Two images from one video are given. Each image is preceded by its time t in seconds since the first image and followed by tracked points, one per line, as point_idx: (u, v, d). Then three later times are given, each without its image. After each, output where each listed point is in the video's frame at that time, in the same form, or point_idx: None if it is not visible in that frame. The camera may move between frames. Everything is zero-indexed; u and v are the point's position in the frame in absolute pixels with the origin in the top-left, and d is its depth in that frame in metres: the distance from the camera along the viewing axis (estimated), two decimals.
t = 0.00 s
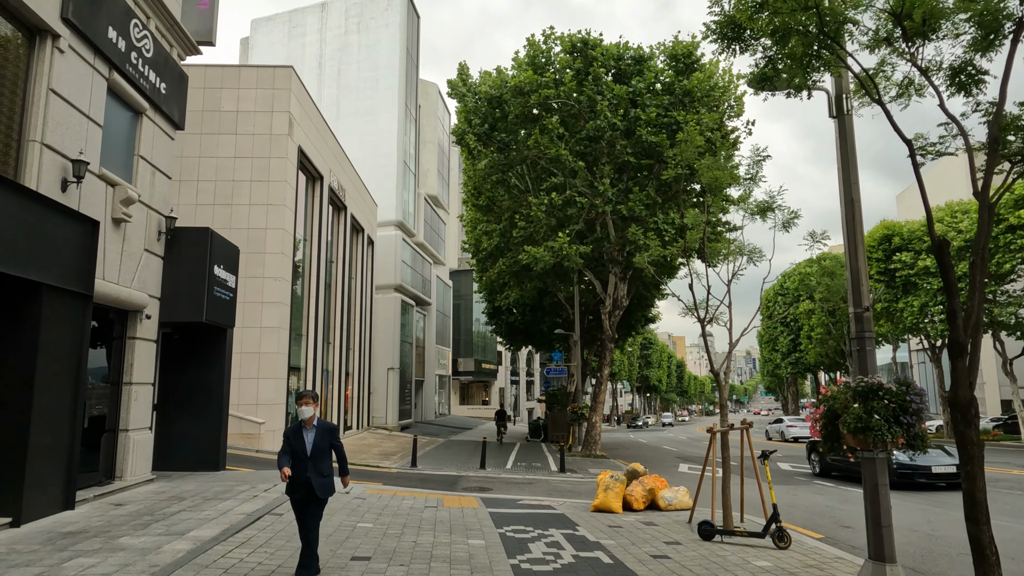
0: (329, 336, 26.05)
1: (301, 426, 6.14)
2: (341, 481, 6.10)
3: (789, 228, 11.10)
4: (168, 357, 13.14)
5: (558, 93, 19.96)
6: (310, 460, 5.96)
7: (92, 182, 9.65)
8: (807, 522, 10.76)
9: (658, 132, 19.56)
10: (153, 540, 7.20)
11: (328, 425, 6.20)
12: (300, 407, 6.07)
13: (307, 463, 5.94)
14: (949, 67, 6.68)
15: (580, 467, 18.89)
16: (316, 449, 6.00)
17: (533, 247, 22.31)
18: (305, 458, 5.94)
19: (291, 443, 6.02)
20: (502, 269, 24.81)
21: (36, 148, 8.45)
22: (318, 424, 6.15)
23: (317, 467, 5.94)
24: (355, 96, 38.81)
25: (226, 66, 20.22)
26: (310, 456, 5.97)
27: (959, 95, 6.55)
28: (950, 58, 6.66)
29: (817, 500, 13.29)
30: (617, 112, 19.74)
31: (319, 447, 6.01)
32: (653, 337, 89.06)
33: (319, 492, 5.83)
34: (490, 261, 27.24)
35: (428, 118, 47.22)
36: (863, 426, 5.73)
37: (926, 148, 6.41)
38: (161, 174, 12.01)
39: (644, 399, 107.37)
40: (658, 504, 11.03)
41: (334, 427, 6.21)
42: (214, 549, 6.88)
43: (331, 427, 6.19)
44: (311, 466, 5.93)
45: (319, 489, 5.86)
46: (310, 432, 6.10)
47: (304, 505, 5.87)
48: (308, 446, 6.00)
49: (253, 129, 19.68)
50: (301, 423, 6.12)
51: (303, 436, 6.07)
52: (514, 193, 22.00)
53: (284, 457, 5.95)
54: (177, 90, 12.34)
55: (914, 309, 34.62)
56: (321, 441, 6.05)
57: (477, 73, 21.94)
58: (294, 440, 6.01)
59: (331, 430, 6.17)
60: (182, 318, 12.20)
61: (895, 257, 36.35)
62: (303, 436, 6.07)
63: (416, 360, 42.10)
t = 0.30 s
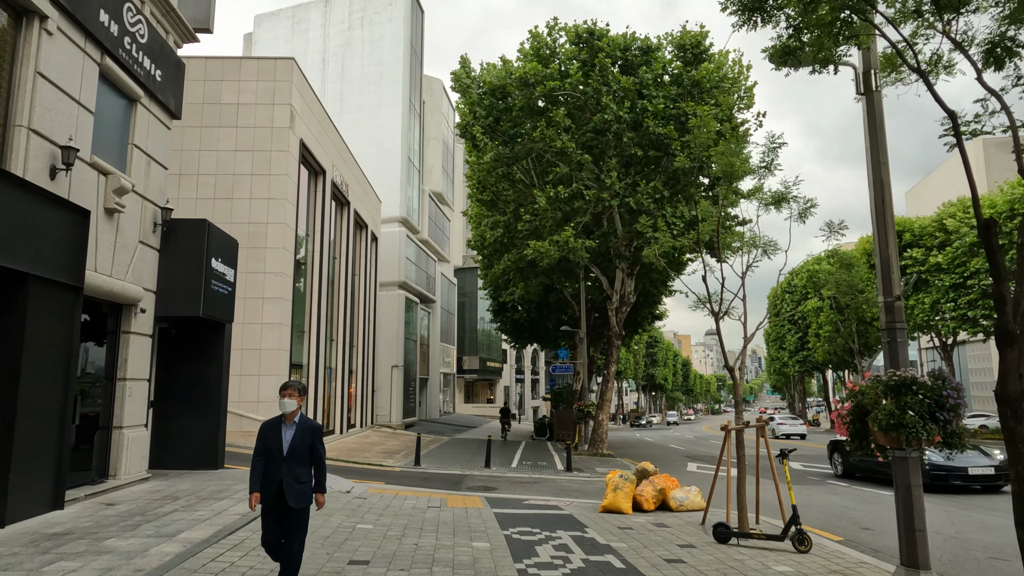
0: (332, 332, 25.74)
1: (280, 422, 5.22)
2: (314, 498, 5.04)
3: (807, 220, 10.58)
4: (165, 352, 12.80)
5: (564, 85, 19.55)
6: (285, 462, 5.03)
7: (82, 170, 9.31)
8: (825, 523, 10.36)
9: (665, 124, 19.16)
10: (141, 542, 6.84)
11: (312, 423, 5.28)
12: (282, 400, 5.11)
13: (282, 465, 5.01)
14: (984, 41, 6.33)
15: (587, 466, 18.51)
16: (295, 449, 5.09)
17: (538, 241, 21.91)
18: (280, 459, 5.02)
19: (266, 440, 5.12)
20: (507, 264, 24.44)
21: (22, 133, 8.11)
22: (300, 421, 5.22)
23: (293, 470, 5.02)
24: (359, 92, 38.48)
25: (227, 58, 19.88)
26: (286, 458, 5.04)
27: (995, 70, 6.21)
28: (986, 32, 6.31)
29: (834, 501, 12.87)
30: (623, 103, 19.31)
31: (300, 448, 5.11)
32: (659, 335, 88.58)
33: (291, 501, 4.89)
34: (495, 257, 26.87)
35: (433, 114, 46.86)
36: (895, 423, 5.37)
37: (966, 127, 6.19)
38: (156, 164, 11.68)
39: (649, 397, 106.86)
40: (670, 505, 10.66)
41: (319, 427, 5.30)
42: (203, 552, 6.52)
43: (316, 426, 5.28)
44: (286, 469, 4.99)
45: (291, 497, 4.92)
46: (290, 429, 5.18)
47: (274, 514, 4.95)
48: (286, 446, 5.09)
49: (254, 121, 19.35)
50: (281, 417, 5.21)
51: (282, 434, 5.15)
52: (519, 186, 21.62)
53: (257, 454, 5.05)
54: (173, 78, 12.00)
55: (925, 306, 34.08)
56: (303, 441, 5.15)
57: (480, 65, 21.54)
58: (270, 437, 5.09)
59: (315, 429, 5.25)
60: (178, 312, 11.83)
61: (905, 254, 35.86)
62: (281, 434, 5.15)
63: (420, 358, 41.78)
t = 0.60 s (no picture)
0: (336, 332, 25.41)
1: (251, 434, 4.82)
2: (255, 501, 4.37)
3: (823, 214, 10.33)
4: (163, 352, 12.48)
5: (571, 79, 19.16)
6: (256, 480, 4.61)
7: (73, 163, 8.98)
8: (846, 531, 9.95)
9: (674, 119, 18.74)
10: (129, 552, 6.49)
11: (288, 435, 4.83)
12: (251, 409, 4.69)
13: (251, 483, 4.60)
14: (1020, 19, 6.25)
15: (595, 469, 18.12)
16: (264, 464, 4.64)
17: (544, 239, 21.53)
18: (248, 477, 4.61)
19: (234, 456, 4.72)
20: (513, 263, 24.08)
21: (10, 124, 7.77)
22: (272, 433, 4.78)
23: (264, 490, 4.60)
24: (363, 89, 38.17)
25: (228, 53, 19.56)
26: (256, 477, 4.62)
27: None
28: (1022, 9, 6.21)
29: (853, 506, 12.44)
30: (631, 98, 18.92)
31: (270, 462, 4.66)
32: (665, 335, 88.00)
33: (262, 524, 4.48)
34: (501, 256, 26.49)
35: (438, 112, 46.52)
36: (936, 427, 5.02)
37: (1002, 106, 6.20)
38: (153, 159, 11.35)
39: (655, 397, 106.32)
40: (683, 510, 10.30)
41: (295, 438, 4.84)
42: (194, 564, 6.16)
43: (292, 438, 4.83)
44: (254, 488, 4.59)
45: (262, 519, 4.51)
46: (262, 442, 4.77)
47: (240, 537, 4.50)
48: (253, 463, 4.67)
49: (255, 117, 19.04)
50: (251, 429, 4.80)
51: (252, 450, 4.74)
52: (525, 183, 21.24)
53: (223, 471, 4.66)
54: (171, 71, 11.69)
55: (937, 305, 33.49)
56: (273, 453, 4.69)
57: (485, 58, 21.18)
58: (238, 454, 4.68)
59: (290, 440, 4.81)
60: (174, 312, 11.45)
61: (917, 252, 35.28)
62: (252, 449, 4.74)
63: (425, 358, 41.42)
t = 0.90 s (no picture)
0: (340, 329, 25.08)
1: (207, 432, 4.05)
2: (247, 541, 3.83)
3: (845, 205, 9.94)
4: (162, 349, 12.15)
5: (579, 71, 18.77)
6: (216, 489, 3.90)
7: (66, 151, 8.63)
8: (869, 535, 9.56)
9: (685, 111, 18.33)
10: (120, 558, 6.14)
11: (253, 428, 4.09)
12: (205, 406, 3.88)
13: (210, 494, 3.90)
14: None
15: (604, 469, 17.74)
16: (227, 470, 3.94)
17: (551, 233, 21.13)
18: (208, 485, 3.90)
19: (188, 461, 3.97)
20: (520, 259, 23.70)
21: None
22: (233, 430, 4.04)
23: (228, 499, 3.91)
24: (367, 85, 37.83)
25: (230, 45, 19.21)
26: (216, 485, 3.91)
27: None
28: None
29: (872, 509, 12.02)
30: (641, 89, 18.53)
31: (236, 464, 3.97)
32: (671, 334, 87.52)
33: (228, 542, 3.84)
34: (507, 252, 26.14)
35: (443, 108, 46.15)
36: (990, 427, 4.63)
37: None
38: (150, 149, 11.02)
39: (661, 396, 105.85)
40: (699, 513, 9.93)
41: (261, 431, 4.10)
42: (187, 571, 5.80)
43: (257, 431, 4.09)
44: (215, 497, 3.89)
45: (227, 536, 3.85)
46: (222, 442, 4.04)
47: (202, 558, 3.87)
48: (213, 468, 3.94)
49: (258, 110, 18.71)
50: (209, 426, 4.05)
51: (210, 453, 3.99)
52: (532, 177, 20.87)
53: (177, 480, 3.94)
54: (169, 59, 11.35)
55: (949, 303, 33.02)
56: (237, 453, 3.98)
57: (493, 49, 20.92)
58: (193, 459, 3.95)
59: (255, 436, 4.08)
60: (172, 306, 11.10)
61: (929, 249, 34.77)
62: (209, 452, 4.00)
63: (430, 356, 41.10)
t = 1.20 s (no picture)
0: (343, 328, 24.76)
1: (152, 446, 3.55)
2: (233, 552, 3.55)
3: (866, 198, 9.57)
4: (158, 348, 11.83)
5: (586, 64, 18.41)
6: (156, 520, 3.38)
7: (55, 142, 8.33)
8: (894, 541, 9.15)
9: (695, 104, 17.96)
10: (105, 567, 5.79)
11: (206, 446, 3.61)
12: (146, 414, 3.39)
13: (147, 524, 3.37)
14: None
15: (612, 470, 17.36)
16: (172, 493, 3.42)
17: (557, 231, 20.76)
18: (145, 514, 3.37)
19: (124, 483, 3.44)
20: (525, 256, 23.35)
21: None
22: (181, 446, 3.54)
23: (170, 531, 3.40)
24: (371, 82, 37.55)
25: (230, 39, 18.89)
26: (154, 515, 3.39)
27: None
28: None
29: (891, 513, 11.60)
30: (650, 83, 18.17)
31: (182, 488, 3.45)
32: (676, 334, 87.01)
33: None
34: (512, 250, 25.81)
35: (447, 106, 45.83)
36: None
37: None
38: (147, 142, 10.69)
39: (666, 396, 105.35)
40: (714, 517, 9.56)
41: (216, 450, 3.62)
42: None
43: (211, 450, 3.60)
44: (151, 527, 3.37)
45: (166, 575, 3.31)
46: (165, 460, 3.52)
47: None
48: (153, 493, 3.42)
49: (259, 105, 18.42)
50: (151, 440, 3.55)
51: (153, 475, 3.47)
52: (538, 173, 20.51)
53: (109, 505, 3.40)
54: (166, 50, 11.06)
55: (960, 301, 32.58)
56: (185, 475, 3.48)
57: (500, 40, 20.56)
58: (130, 481, 3.43)
59: (206, 452, 3.58)
60: (168, 304, 10.74)
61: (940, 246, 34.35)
62: (150, 473, 3.47)
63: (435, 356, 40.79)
